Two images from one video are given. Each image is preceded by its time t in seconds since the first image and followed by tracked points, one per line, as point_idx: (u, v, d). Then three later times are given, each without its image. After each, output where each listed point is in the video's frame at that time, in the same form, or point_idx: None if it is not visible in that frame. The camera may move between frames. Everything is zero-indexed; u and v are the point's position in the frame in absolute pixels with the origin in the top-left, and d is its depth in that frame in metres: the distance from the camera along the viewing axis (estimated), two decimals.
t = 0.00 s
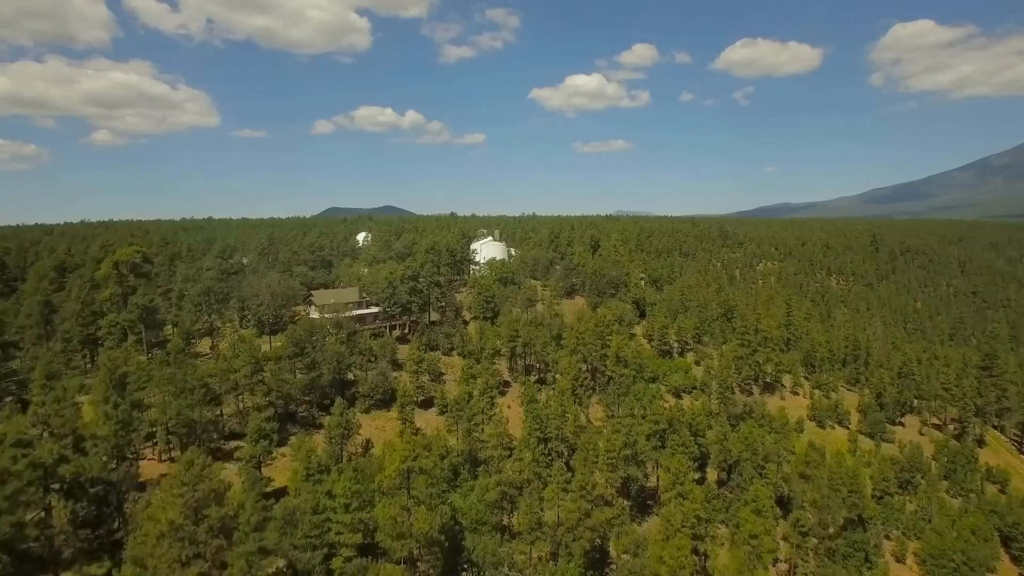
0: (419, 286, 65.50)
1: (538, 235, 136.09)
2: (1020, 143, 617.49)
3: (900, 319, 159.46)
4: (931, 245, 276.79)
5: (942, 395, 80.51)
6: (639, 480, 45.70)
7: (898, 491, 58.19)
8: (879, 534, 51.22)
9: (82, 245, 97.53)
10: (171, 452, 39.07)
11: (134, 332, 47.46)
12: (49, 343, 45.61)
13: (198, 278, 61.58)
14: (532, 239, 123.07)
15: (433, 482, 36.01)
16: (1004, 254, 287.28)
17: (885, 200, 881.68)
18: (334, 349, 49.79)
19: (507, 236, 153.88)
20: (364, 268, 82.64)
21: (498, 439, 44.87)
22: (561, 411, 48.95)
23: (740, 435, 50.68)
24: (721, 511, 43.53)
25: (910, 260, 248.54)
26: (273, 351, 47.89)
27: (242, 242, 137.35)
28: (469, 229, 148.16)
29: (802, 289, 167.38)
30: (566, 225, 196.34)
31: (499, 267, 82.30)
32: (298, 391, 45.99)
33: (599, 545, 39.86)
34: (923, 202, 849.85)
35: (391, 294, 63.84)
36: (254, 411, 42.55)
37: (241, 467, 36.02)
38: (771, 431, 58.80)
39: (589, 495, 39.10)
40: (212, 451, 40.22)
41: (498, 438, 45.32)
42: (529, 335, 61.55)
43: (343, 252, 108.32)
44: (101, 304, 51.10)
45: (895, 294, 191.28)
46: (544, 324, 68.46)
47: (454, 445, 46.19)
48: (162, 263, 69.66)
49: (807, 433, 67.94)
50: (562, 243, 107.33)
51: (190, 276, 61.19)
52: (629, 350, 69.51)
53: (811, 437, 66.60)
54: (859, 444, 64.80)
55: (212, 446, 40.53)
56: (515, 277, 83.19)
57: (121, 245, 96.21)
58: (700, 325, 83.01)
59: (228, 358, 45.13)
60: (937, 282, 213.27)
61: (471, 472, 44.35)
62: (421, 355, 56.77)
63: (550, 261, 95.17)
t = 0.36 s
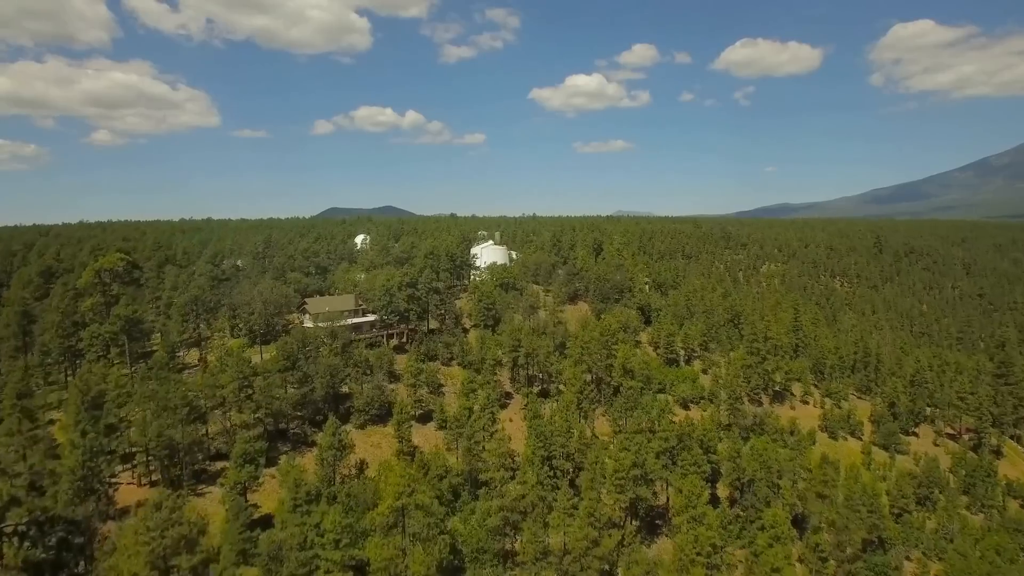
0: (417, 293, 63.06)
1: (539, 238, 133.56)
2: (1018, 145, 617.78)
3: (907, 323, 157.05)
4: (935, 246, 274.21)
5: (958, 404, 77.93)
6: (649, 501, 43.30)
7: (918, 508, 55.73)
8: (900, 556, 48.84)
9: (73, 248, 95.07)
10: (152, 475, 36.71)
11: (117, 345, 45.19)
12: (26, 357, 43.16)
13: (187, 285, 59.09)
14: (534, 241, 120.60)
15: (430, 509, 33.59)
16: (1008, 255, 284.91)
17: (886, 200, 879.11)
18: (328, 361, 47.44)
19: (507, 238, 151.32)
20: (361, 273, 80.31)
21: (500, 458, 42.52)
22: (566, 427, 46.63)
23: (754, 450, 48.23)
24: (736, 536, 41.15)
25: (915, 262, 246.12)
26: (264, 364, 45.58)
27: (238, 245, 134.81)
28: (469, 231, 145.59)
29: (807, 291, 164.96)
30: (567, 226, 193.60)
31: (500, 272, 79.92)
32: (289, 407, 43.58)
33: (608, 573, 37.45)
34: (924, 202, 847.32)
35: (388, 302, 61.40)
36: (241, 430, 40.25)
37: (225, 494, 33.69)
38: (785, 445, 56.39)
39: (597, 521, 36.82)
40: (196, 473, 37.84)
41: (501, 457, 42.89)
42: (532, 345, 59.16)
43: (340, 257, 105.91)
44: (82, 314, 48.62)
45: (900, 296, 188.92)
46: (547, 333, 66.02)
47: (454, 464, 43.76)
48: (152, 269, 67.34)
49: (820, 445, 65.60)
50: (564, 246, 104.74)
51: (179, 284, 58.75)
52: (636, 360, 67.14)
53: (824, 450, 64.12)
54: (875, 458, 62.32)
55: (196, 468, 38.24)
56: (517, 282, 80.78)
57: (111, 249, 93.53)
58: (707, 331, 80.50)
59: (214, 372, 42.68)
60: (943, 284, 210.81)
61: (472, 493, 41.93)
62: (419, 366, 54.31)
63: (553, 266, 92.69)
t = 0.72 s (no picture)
0: (415, 301, 60.48)
1: (541, 240, 131.31)
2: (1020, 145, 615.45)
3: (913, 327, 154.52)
4: (939, 247, 272.06)
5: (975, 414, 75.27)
6: (661, 526, 40.77)
7: (940, 527, 53.15)
8: None
9: (62, 253, 92.44)
10: (128, 504, 34.04)
11: (96, 360, 42.63)
12: None
13: (175, 293, 56.49)
14: (535, 245, 118.01)
15: (429, 544, 31.01)
16: (1013, 256, 282.87)
17: (888, 201, 876.31)
18: (320, 376, 44.83)
19: (508, 241, 148.71)
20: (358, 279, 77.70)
21: (502, 481, 39.93)
22: (573, 446, 44.03)
23: (771, 470, 45.63)
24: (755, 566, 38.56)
25: (919, 263, 243.84)
26: (252, 380, 43.02)
27: (234, 248, 132.42)
28: (469, 234, 143.25)
29: (811, 295, 162.40)
30: (568, 227, 191.12)
31: (502, 278, 77.28)
32: (277, 427, 40.97)
33: None
34: (926, 203, 844.80)
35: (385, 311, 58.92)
36: (226, 452, 37.68)
37: (205, 528, 31.14)
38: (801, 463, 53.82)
39: (607, 553, 34.28)
40: (177, 501, 35.23)
41: (504, 480, 40.29)
42: (536, 356, 56.55)
43: (337, 261, 103.31)
44: (61, 326, 46.00)
45: (906, 299, 186.53)
46: (550, 342, 63.54)
47: (455, 488, 41.20)
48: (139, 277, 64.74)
49: (834, 459, 62.96)
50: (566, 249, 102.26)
51: (165, 293, 56.11)
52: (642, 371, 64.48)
53: (840, 465, 61.43)
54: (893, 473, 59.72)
55: (177, 495, 35.72)
56: (519, 288, 78.16)
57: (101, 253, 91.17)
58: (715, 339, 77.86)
59: (198, 389, 40.02)
60: (948, 287, 208.58)
61: (472, 519, 39.44)
62: (417, 380, 51.79)
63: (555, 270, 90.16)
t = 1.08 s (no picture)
0: (413, 310, 57.72)
1: (542, 243, 128.65)
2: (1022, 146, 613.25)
3: (921, 331, 151.83)
4: (944, 249, 269.58)
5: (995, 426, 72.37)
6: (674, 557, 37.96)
7: (966, 550, 50.34)
8: None
9: (49, 258, 89.60)
10: (96, 539, 31.20)
11: (69, 378, 39.87)
12: None
13: (159, 303, 53.76)
14: (537, 249, 115.31)
15: None
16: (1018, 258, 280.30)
17: (889, 201, 873.68)
18: (310, 394, 42.01)
19: (508, 245, 145.83)
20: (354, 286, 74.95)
21: (503, 510, 37.09)
22: (579, 468, 41.15)
23: (790, 493, 42.75)
24: None
25: (924, 265, 241.28)
26: (236, 400, 40.20)
27: (228, 252, 129.64)
28: (469, 237, 140.60)
29: (818, 298, 159.69)
30: (569, 229, 188.49)
31: (503, 284, 74.49)
32: (263, 451, 38.18)
33: None
34: (927, 203, 842.21)
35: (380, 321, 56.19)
36: (206, 480, 34.91)
37: (178, 570, 28.35)
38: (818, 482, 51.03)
39: None
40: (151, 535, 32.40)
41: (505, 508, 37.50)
42: (539, 368, 53.69)
43: (334, 266, 100.62)
44: (34, 341, 43.22)
45: (912, 302, 183.90)
46: (554, 353, 60.82)
47: (453, 515, 38.43)
48: (124, 286, 62.13)
49: (850, 474, 60.13)
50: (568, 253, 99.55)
51: (149, 303, 53.37)
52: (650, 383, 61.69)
53: (858, 482, 58.62)
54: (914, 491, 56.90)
55: (152, 528, 33.03)
56: (520, 295, 75.40)
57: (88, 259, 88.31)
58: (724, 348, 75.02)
59: (177, 410, 37.19)
60: (954, 290, 205.98)
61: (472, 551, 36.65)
62: (414, 395, 49.00)
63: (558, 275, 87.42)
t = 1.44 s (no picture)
0: (410, 320, 55.29)
1: (544, 246, 126.29)
2: None
3: (929, 335, 149.30)
4: (949, 250, 267.05)
5: (1014, 438, 69.72)
6: None
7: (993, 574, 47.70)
8: None
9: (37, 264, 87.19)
10: None
11: (41, 398, 37.39)
12: None
13: (143, 314, 51.37)
14: (538, 252, 112.74)
15: None
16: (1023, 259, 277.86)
17: (890, 201, 871.19)
18: (299, 414, 39.48)
19: (509, 247, 143.48)
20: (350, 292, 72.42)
21: (505, 541, 34.50)
22: (586, 493, 38.54)
23: (810, 519, 40.11)
24: None
25: (929, 267, 238.93)
26: (220, 420, 37.68)
27: (223, 256, 127.40)
28: (469, 240, 138.33)
29: (823, 301, 157.09)
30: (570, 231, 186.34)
31: (504, 291, 71.92)
32: (248, 475, 35.65)
33: None
34: (928, 203, 840.09)
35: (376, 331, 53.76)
36: (184, 511, 32.35)
37: None
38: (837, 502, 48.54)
39: None
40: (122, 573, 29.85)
41: (508, 537, 35.02)
42: (542, 382, 51.14)
43: (331, 271, 98.22)
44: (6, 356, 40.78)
45: (919, 305, 181.51)
46: (557, 365, 58.32)
47: (453, 544, 35.93)
48: (109, 294, 59.71)
49: (867, 491, 57.54)
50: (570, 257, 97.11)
51: (132, 314, 50.92)
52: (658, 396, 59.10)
53: (875, 500, 56.05)
54: (935, 510, 54.28)
55: (125, 563, 30.49)
56: (522, 301, 72.92)
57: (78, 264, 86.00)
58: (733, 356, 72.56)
59: (154, 433, 34.62)
60: (961, 292, 203.54)
61: None
62: (411, 412, 46.51)
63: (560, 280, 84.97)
